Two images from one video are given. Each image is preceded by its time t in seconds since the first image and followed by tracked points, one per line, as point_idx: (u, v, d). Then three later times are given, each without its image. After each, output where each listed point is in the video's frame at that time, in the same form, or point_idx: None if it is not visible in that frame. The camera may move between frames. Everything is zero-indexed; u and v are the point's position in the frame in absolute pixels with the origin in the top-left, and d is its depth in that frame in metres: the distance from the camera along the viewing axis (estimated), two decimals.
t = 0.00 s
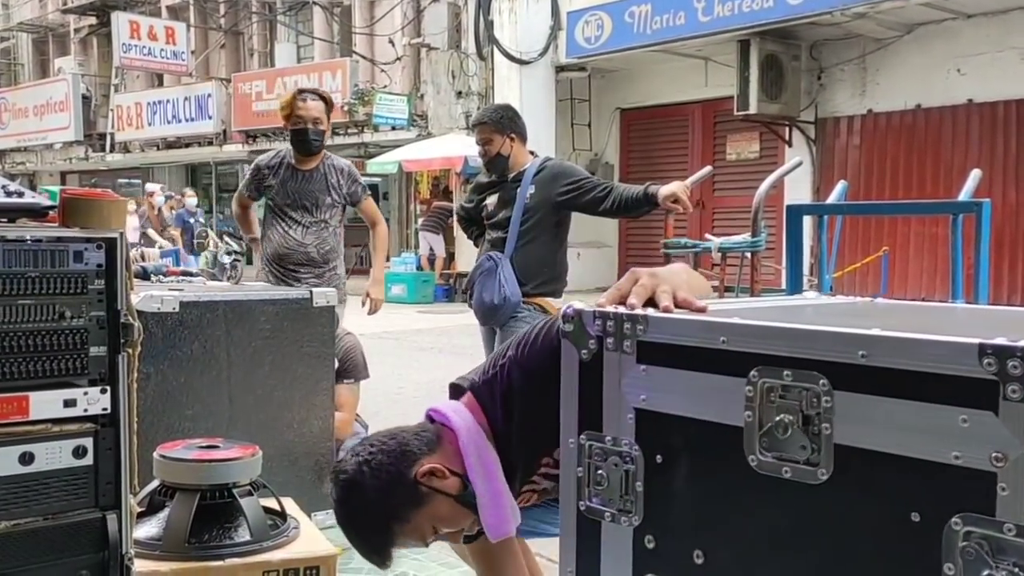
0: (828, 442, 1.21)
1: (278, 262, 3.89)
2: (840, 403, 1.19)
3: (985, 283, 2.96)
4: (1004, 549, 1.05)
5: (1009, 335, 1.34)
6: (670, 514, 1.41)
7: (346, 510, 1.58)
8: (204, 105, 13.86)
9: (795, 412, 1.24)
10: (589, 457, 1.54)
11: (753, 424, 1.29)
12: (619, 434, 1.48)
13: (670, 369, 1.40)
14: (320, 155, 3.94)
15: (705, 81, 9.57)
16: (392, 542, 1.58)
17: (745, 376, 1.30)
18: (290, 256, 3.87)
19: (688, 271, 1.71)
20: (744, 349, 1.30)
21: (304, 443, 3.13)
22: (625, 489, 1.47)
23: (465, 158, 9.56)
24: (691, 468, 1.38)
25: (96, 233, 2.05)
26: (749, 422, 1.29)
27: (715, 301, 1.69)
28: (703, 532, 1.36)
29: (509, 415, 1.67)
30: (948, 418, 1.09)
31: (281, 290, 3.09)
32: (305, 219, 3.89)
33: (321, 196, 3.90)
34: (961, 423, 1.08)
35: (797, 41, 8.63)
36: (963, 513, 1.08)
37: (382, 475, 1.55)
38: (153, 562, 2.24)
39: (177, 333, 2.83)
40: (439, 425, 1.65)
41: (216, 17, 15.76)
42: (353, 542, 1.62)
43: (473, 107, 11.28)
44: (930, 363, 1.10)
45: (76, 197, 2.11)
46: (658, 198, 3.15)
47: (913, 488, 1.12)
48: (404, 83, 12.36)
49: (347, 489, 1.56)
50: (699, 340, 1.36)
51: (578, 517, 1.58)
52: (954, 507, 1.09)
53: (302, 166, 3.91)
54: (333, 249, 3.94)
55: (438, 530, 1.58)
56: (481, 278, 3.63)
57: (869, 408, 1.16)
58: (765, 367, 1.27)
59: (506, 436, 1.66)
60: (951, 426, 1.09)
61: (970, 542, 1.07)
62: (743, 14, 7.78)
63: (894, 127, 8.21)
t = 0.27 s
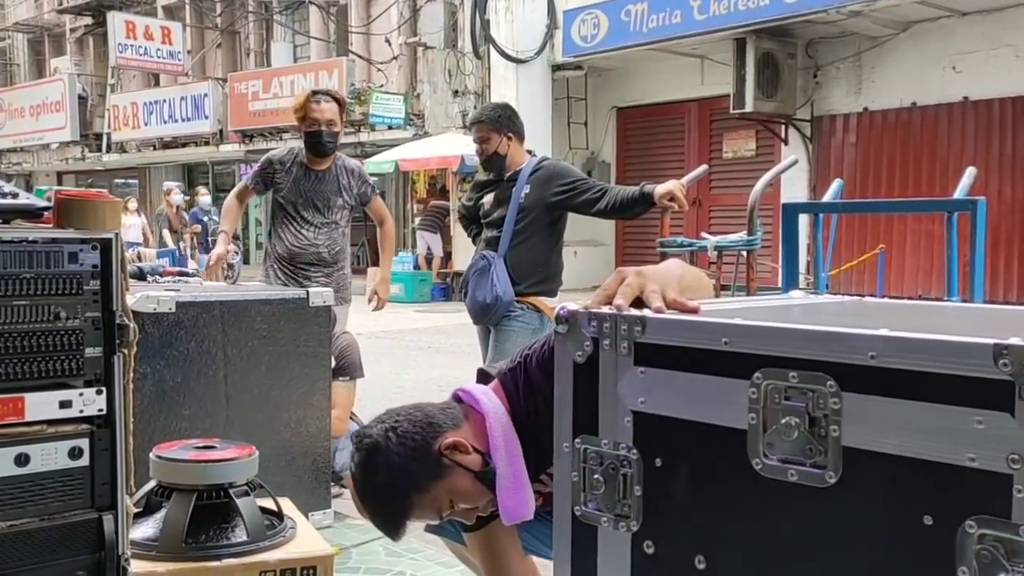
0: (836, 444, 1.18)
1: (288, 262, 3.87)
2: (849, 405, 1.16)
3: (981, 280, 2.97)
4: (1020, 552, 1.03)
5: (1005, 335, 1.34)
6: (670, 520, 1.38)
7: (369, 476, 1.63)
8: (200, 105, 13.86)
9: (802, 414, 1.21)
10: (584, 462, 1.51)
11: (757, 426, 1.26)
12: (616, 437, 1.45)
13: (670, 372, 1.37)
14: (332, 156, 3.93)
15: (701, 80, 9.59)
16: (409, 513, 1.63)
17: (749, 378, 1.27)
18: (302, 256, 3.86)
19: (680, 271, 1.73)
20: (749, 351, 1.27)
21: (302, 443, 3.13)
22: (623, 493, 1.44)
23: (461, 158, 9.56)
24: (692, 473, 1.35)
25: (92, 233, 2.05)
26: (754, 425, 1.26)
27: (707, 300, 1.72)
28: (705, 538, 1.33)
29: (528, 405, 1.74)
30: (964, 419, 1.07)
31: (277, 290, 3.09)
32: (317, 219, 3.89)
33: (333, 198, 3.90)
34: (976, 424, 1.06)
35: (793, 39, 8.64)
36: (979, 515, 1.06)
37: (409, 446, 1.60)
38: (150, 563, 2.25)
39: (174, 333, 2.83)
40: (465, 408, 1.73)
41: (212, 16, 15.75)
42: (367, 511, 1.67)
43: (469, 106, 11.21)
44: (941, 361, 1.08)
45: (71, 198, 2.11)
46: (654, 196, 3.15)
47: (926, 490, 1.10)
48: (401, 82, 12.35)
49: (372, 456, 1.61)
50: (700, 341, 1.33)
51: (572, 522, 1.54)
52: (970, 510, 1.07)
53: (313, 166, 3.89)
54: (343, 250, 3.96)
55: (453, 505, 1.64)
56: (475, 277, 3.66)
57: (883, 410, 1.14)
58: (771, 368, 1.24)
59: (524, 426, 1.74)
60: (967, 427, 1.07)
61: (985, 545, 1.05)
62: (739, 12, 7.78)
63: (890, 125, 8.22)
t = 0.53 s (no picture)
0: (856, 447, 1.15)
1: (291, 258, 3.85)
2: (870, 407, 1.14)
3: (976, 276, 2.97)
4: None
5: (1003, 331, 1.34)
6: (676, 527, 1.34)
7: (402, 445, 1.67)
8: (195, 103, 13.84)
9: (820, 417, 1.19)
10: (583, 468, 1.46)
11: (771, 431, 1.23)
12: (618, 442, 1.41)
13: (675, 375, 1.33)
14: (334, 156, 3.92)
15: (696, 77, 9.59)
16: (438, 484, 1.68)
17: (763, 379, 1.24)
18: (306, 256, 3.86)
19: (674, 265, 1.73)
20: (760, 352, 1.24)
21: (298, 442, 3.13)
22: (625, 500, 1.40)
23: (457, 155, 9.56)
24: (699, 479, 1.31)
25: (86, 233, 2.04)
26: (767, 428, 1.23)
27: (707, 297, 1.71)
28: (715, 545, 1.29)
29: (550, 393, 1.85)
30: (995, 421, 1.04)
31: (273, 288, 3.09)
32: (320, 217, 3.89)
33: (335, 197, 3.92)
34: (1008, 426, 1.03)
35: (789, 36, 8.64)
36: (1010, 520, 1.03)
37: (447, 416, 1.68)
38: (146, 563, 2.24)
39: (170, 332, 2.83)
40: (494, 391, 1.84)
41: (206, 14, 15.72)
42: (393, 481, 1.70)
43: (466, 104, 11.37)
44: (961, 360, 1.07)
45: (65, 197, 2.11)
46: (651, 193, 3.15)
47: (953, 493, 1.08)
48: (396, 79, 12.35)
49: (410, 424, 1.67)
50: (709, 344, 1.29)
51: (571, 530, 1.49)
52: (999, 514, 1.04)
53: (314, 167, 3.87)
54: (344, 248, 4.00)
55: (479, 480, 1.70)
56: (473, 275, 3.64)
57: (903, 411, 1.12)
58: (786, 370, 1.21)
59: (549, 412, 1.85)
60: (999, 430, 1.04)
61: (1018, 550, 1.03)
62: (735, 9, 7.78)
63: (886, 121, 8.23)
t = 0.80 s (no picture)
0: (858, 444, 1.15)
1: (288, 257, 3.86)
2: (872, 404, 1.14)
3: (972, 271, 2.96)
4: None
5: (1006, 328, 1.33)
6: (675, 526, 1.33)
7: (430, 397, 1.67)
8: (190, 103, 13.81)
9: (820, 414, 1.18)
10: (580, 468, 1.45)
11: (771, 428, 1.22)
12: (616, 441, 1.40)
13: (674, 373, 1.32)
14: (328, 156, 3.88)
15: (692, 73, 9.58)
16: (460, 445, 1.65)
17: (763, 377, 1.23)
18: (302, 256, 3.85)
19: (674, 267, 1.73)
20: (759, 348, 1.23)
21: (295, 442, 3.12)
22: (624, 499, 1.39)
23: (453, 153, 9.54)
24: (698, 478, 1.30)
25: (81, 234, 2.03)
26: (766, 426, 1.22)
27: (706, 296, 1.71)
28: (715, 544, 1.29)
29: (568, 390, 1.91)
30: (997, 418, 1.05)
31: (269, 288, 3.08)
32: (317, 217, 3.87)
33: (333, 198, 3.89)
34: (1012, 422, 1.03)
35: (784, 32, 8.64)
36: (1014, 517, 1.03)
37: (480, 378, 1.69)
38: (142, 564, 2.23)
39: (166, 331, 2.82)
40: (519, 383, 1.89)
41: (201, 13, 15.69)
42: (412, 438, 1.68)
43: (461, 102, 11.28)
44: (965, 358, 1.07)
45: (61, 198, 2.09)
46: (647, 190, 3.14)
47: (957, 490, 1.08)
48: (391, 78, 12.33)
49: (443, 377, 1.68)
50: (708, 342, 1.28)
51: (568, 530, 1.48)
52: (1004, 510, 1.04)
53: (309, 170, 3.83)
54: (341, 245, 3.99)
55: (500, 450, 1.67)
56: (471, 273, 3.64)
57: (906, 407, 1.11)
58: (786, 367, 1.21)
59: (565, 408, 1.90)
60: (1001, 426, 1.04)
61: None
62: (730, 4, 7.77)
63: (881, 117, 8.23)
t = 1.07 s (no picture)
0: (856, 443, 1.15)
1: (281, 257, 3.85)
2: (870, 403, 1.14)
3: (966, 268, 2.97)
4: None
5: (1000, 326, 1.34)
6: (673, 525, 1.33)
7: (451, 381, 1.67)
8: (185, 103, 13.79)
9: (818, 413, 1.18)
10: (577, 469, 1.45)
11: (768, 428, 1.22)
12: (613, 441, 1.40)
13: (671, 373, 1.32)
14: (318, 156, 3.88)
15: (687, 72, 9.58)
16: (481, 429, 1.65)
17: (760, 377, 1.24)
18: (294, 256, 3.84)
19: (672, 266, 1.73)
20: (757, 346, 1.24)
21: (291, 442, 3.13)
22: (621, 500, 1.39)
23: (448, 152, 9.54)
24: (696, 478, 1.30)
25: (75, 235, 2.03)
26: (765, 425, 1.23)
27: (703, 295, 1.70)
28: (713, 543, 1.29)
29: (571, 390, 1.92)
30: (995, 415, 1.05)
31: (264, 288, 3.08)
32: (308, 217, 3.87)
33: (324, 197, 3.88)
34: (1010, 419, 1.04)
35: (779, 29, 8.65)
36: (1012, 515, 1.04)
37: (499, 366, 1.72)
38: (139, 566, 2.23)
39: (161, 333, 2.82)
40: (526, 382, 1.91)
41: (195, 14, 15.67)
42: (432, 424, 1.67)
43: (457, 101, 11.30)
44: (962, 356, 1.07)
45: (54, 200, 2.09)
46: (642, 189, 3.15)
47: (956, 487, 1.08)
48: (386, 77, 12.32)
49: (462, 362, 1.70)
50: (706, 342, 1.28)
51: (565, 531, 1.48)
52: (1002, 507, 1.05)
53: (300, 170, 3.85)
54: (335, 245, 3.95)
55: (521, 437, 1.66)
56: (466, 272, 3.67)
57: (905, 405, 1.12)
58: (783, 367, 1.21)
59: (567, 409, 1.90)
60: (999, 423, 1.05)
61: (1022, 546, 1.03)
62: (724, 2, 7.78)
63: (876, 114, 8.24)
